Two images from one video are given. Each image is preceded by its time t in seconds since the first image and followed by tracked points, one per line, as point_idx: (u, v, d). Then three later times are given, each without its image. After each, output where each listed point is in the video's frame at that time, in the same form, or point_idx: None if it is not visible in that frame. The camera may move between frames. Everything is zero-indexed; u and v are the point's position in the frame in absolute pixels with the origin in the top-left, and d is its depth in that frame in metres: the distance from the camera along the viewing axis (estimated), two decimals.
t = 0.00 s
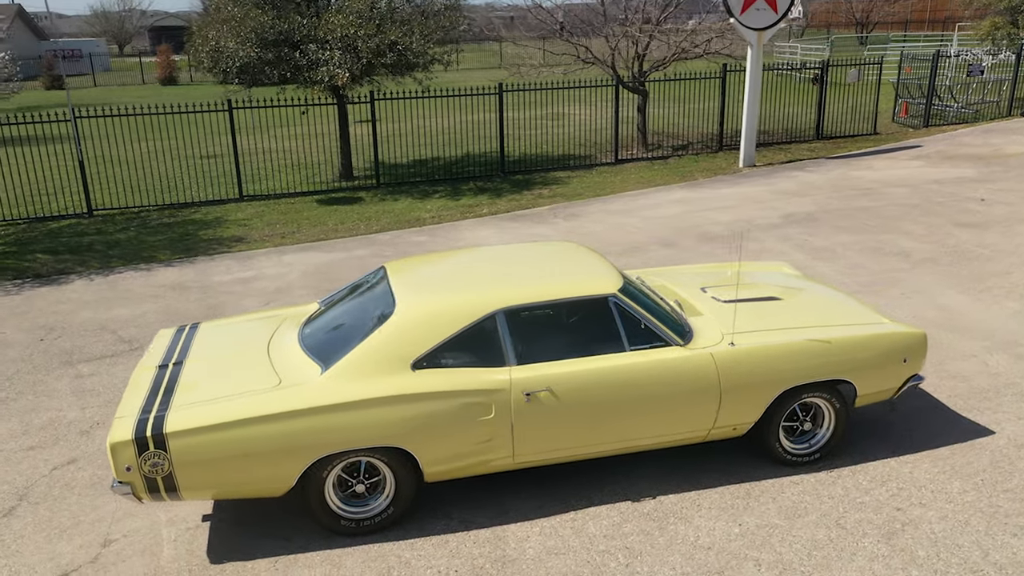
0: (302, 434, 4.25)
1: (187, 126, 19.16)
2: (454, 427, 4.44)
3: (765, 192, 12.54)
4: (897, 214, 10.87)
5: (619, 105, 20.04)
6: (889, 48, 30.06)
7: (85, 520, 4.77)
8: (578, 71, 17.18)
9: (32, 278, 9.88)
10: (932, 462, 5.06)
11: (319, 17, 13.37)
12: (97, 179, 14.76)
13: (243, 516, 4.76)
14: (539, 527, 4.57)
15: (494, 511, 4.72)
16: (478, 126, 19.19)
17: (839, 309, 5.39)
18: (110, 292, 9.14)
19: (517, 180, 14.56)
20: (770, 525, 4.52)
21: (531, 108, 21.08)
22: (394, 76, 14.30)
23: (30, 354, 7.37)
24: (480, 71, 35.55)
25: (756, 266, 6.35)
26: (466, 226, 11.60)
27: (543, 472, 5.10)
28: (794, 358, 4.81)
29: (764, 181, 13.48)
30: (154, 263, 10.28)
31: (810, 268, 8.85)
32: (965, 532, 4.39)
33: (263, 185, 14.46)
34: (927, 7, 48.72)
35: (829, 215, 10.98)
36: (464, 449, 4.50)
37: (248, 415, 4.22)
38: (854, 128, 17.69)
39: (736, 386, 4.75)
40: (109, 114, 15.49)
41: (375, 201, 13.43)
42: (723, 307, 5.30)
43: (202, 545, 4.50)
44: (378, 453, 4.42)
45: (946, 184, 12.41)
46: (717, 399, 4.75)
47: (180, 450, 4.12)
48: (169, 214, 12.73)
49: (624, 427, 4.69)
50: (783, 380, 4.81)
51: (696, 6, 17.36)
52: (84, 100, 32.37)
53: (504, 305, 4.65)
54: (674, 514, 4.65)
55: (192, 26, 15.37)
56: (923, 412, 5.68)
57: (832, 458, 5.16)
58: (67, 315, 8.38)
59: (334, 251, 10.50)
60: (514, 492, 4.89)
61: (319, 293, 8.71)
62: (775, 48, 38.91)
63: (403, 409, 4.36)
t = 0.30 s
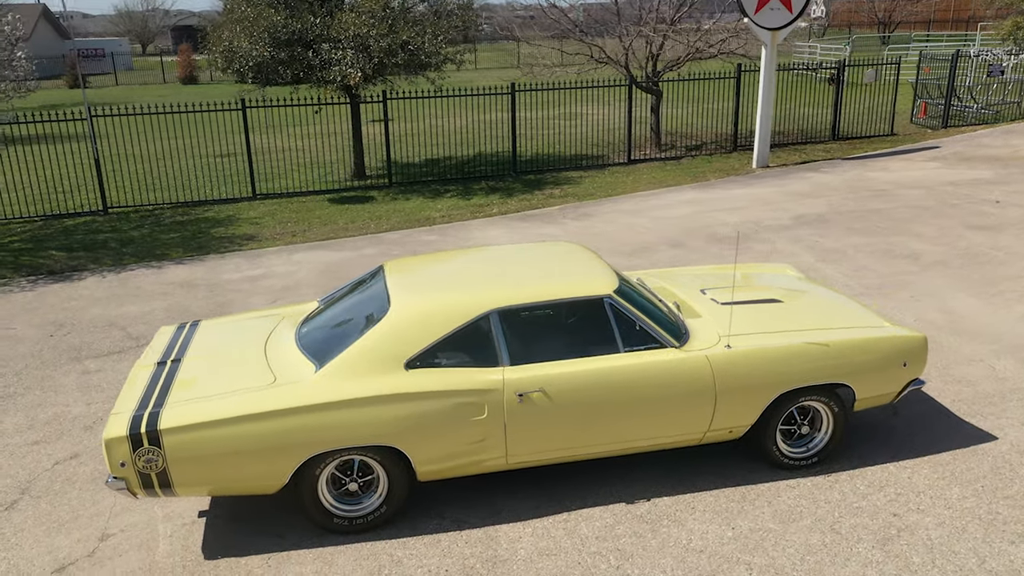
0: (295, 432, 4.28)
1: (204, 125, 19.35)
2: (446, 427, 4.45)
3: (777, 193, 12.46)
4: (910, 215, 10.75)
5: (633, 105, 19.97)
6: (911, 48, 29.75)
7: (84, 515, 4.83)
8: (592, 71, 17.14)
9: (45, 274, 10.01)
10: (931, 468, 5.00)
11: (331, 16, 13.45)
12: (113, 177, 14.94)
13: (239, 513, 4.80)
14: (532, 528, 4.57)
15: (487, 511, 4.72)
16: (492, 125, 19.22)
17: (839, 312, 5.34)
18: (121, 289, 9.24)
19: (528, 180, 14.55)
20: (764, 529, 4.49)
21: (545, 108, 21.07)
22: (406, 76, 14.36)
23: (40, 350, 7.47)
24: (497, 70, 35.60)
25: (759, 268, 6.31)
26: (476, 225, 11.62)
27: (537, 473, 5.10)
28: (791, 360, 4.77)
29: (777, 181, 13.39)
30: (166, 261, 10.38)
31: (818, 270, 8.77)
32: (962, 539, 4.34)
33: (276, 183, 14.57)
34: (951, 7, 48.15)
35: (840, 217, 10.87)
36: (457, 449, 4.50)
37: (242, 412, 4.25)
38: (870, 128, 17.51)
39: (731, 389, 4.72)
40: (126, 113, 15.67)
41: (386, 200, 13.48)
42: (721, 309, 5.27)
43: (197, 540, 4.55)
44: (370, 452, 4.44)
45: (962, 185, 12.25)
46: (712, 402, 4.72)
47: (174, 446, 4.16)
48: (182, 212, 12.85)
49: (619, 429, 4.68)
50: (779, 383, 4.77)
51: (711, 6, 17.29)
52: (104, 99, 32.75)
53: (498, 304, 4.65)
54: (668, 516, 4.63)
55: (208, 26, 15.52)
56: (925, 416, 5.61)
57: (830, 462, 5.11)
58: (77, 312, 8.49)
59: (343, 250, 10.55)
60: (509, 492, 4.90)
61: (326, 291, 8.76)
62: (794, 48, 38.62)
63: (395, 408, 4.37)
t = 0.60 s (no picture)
0: (287, 429, 4.30)
1: (221, 123, 19.53)
2: (439, 425, 4.46)
3: (790, 194, 12.37)
4: (923, 217, 10.63)
5: (648, 104, 19.89)
6: (932, 48, 29.43)
7: (83, 508, 4.89)
8: (605, 71, 17.10)
9: (59, 271, 10.14)
10: (931, 473, 4.95)
11: (344, 16, 13.52)
12: (130, 175, 15.11)
13: (235, 509, 4.84)
14: (524, 528, 4.56)
15: (480, 510, 4.73)
16: (506, 125, 19.24)
17: (839, 314, 5.29)
18: (131, 286, 9.34)
19: (540, 179, 14.53)
20: (757, 532, 4.46)
21: (560, 107, 21.07)
22: (418, 76, 14.42)
23: (49, 345, 7.56)
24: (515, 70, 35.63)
25: (762, 270, 6.26)
26: (486, 225, 11.63)
27: (533, 473, 5.10)
28: (787, 363, 4.74)
29: (791, 182, 13.29)
30: (177, 258, 10.48)
31: (827, 272, 8.70)
32: (958, 545, 4.29)
33: (290, 182, 14.68)
34: (975, 6, 47.57)
35: (852, 219, 10.77)
36: (449, 449, 4.51)
37: (236, 409, 4.28)
38: (888, 129, 17.34)
39: (726, 391, 4.69)
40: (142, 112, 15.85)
41: (397, 199, 13.53)
42: (719, 311, 5.24)
43: (192, 536, 4.59)
44: (363, 450, 4.46)
45: (978, 187, 12.09)
46: (707, 404, 4.70)
47: (168, 442, 4.20)
48: (196, 210, 12.97)
49: (613, 429, 4.66)
50: (775, 385, 4.73)
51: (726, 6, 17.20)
52: (125, 98, 33.10)
53: (492, 304, 4.65)
54: (661, 518, 4.61)
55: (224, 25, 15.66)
56: (928, 421, 5.55)
57: (828, 466, 5.07)
58: (88, 308, 8.58)
59: (352, 249, 10.59)
60: (503, 492, 4.90)
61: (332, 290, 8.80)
62: (814, 47, 38.31)
63: (387, 407, 4.39)
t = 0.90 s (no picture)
0: (279, 426, 4.33)
1: (238, 122, 19.68)
2: (430, 424, 4.46)
3: (803, 195, 12.26)
4: (937, 220, 10.50)
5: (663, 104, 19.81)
6: (956, 48, 29.04)
7: (81, 502, 4.95)
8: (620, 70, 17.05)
9: (72, 267, 10.27)
10: (929, 478, 4.88)
11: (357, 15, 13.59)
12: (146, 172, 15.27)
13: (230, 504, 4.88)
14: (515, 528, 4.56)
15: (472, 510, 4.73)
16: (521, 125, 19.23)
17: (839, 317, 5.23)
18: (142, 282, 9.44)
19: (552, 179, 14.50)
20: (749, 535, 4.42)
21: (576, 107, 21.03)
22: (431, 75, 14.45)
23: (58, 340, 7.66)
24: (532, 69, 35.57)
25: (765, 271, 6.21)
26: (495, 224, 11.63)
27: (527, 473, 5.09)
28: (783, 365, 4.70)
29: (804, 183, 13.18)
30: (188, 255, 10.58)
31: (835, 275, 8.62)
32: (953, 552, 4.23)
33: (303, 181, 14.76)
34: (1002, 5, 46.87)
35: (864, 220, 10.65)
36: (440, 448, 4.52)
37: (228, 405, 4.31)
38: (906, 130, 17.14)
39: (720, 392, 4.66)
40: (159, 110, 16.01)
41: (409, 198, 13.57)
42: (716, 312, 5.21)
43: (186, 530, 4.63)
44: (355, 448, 4.47)
45: (996, 189, 11.92)
46: (701, 406, 4.67)
47: (161, 437, 4.24)
48: (209, 208, 13.08)
49: (606, 430, 4.65)
50: (770, 387, 4.69)
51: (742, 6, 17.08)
52: (145, 97, 33.43)
53: (485, 303, 4.65)
54: (653, 520, 4.59)
55: (240, 24, 15.77)
56: (929, 426, 5.48)
57: (825, 470, 5.02)
58: (99, 304, 8.68)
59: (361, 247, 10.64)
60: (496, 492, 4.89)
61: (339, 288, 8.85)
62: (834, 47, 37.96)
63: (378, 404, 4.40)
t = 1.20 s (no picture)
0: (270, 423, 4.34)
1: (256, 120, 19.84)
2: (420, 423, 4.46)
3: (817, 196, 12.13)
4: (953, 222, 10.34)
5: (680, 104, 19.69)
6: (981, 48, 28.60)
7: (79, 495, 5.01)
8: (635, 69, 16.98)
9: (86, 263, 10.40)
10: (927, 485, 4.81)
11: (371, 13, 13.64)
12: (163, 169, 15.44)
13: (224, 500, 4.91)
14: (505, 528, 4.55)
15: (463, 509, 4.73)
16: (537, 124, 19.22)
17: (839, 319, 5.17)
18: (154, 278, 9.53)
19: (565, 179, 14.46)
20: (740, 539, 4.38)
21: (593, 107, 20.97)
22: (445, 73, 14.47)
23: (68, 335, 7.76)
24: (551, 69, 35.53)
25: (767, 272, 6.15)
26: (506, 223, 11.63)
27: (520, 473, 5.08)
28: (778, 368, 4.65)
29: (820, 184, 13.05)
30: (200, 252, 10.68)
31: (844, 277, 8.52)
32: (947, 560, 4.16)
33: (317, 179, 14.84)
34: None
35: (878, 222, 10.52)
36: (431, 447, 4.52)
37: (220, 402, 4.34)
38: (926, 131, 16.91)
39: (714, 395, 4.62)
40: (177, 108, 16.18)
41: (421, 196, 13.60)
42: (713, 314, 5.17)
43: (179, 525, 4.66)
44: (346, 446, 4.49)
45: (1015, 191, 11.72)
46: (694, 409, 4.63)
47: (153, 432, 4.27)
48: (224, 206, 13.19)
49: (598, 431, 4.63)
50: (765, 390, 4.65)
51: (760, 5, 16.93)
52: (168, 96, 33.83)
53: (477, 302, 4.64)
54: (644, 522, 4.56)
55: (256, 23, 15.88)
56: (931, 431, 5.40)
57: (822, 474, 4.97)
58: (109, 299, 8.79)
59: (371, 245, 10.68)
60: (488, 491, 4.89)
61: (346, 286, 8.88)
62: (858, 47, 37.53)
63: (369, 402, 4.41)
